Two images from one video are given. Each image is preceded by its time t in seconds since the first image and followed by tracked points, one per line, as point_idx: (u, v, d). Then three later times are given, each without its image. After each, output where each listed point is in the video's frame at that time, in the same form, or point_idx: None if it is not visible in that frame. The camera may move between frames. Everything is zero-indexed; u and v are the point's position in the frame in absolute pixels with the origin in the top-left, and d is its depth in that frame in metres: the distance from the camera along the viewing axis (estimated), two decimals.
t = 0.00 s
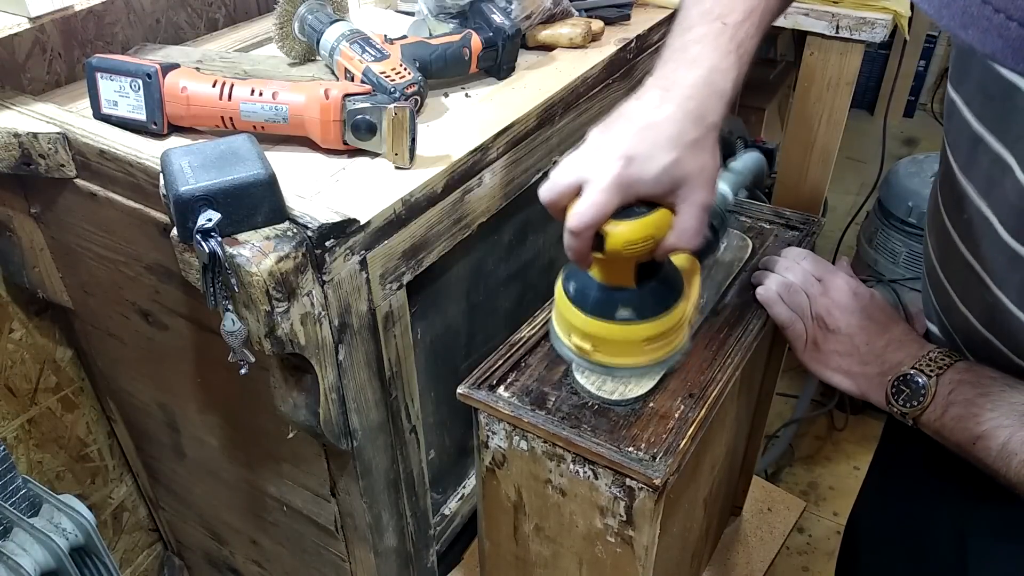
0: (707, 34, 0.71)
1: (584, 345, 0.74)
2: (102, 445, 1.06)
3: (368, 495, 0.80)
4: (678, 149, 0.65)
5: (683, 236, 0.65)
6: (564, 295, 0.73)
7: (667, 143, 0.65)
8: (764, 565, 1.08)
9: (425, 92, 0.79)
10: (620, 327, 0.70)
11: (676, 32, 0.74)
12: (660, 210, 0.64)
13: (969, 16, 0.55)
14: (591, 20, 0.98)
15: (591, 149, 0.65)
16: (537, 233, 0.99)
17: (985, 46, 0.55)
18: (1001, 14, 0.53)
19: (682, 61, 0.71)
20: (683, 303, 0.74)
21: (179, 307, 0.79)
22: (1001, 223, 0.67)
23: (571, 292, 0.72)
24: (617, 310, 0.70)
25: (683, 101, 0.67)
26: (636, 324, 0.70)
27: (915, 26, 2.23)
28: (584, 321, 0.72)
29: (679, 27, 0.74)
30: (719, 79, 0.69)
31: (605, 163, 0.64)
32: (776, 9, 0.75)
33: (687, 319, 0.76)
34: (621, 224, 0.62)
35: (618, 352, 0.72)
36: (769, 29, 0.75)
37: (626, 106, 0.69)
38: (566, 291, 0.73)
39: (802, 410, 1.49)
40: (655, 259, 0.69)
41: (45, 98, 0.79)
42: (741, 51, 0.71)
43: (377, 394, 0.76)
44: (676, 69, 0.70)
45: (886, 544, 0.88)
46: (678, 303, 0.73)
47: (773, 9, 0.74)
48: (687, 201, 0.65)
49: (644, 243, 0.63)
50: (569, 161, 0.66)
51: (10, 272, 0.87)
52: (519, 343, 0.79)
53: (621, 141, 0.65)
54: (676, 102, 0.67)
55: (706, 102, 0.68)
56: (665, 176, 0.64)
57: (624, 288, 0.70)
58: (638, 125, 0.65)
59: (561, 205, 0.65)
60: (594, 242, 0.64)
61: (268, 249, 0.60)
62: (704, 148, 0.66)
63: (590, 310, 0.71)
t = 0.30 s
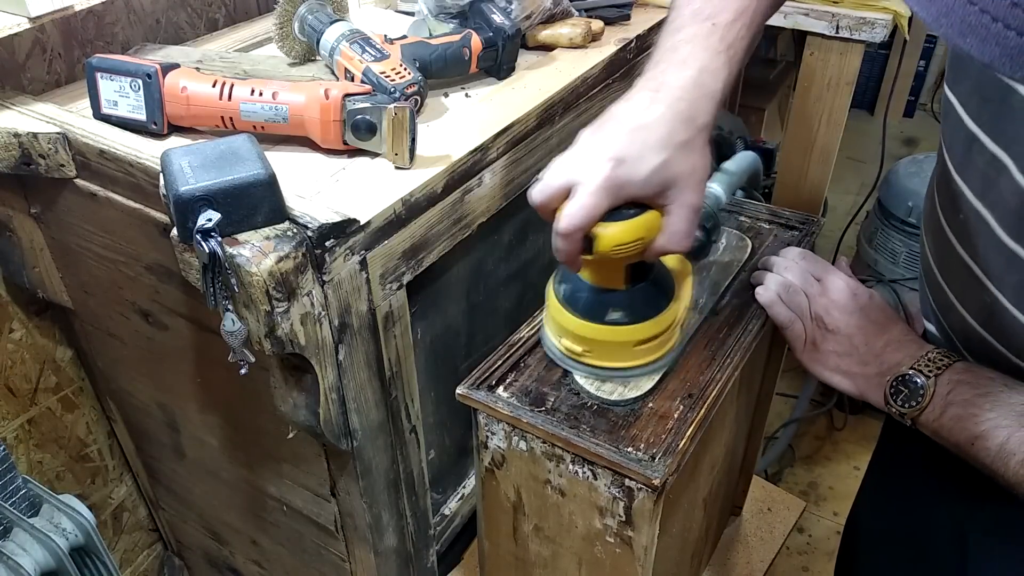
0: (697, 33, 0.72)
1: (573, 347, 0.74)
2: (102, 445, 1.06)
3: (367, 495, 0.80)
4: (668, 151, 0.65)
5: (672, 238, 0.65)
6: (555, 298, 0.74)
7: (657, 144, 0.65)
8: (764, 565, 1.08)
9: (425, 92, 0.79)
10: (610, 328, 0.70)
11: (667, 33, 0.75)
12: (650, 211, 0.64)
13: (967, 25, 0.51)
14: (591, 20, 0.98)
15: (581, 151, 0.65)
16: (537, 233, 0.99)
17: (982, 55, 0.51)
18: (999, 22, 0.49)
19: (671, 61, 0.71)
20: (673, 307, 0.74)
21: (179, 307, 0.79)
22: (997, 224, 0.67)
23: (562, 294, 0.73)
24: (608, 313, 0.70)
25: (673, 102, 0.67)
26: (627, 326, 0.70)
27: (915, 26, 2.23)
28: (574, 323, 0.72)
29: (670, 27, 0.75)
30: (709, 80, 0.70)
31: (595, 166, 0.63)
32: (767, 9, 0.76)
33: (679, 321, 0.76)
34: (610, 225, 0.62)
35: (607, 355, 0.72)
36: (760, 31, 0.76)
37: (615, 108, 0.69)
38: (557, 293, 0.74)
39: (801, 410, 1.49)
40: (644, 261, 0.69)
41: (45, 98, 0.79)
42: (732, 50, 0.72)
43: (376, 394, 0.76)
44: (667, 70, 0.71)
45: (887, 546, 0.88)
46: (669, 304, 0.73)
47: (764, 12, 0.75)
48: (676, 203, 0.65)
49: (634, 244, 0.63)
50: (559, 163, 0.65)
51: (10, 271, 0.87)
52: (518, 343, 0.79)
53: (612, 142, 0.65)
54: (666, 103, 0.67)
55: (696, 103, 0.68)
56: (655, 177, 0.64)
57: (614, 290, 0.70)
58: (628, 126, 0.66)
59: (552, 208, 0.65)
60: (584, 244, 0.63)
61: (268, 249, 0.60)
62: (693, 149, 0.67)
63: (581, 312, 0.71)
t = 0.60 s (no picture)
0: (691, 34, 0.72)
1: (571, 350, 0.73)
2: (102, 445, 1.06)
3: (367, 495, 0.80)
4: (663, 151, 0.65)
5: (667, 239, 0.64)
6: (551, 300, 0.73)
7: (651, 145, 0.65)
8: (764, 565, 1.08)
9: (425, 92, 0.79)
10: (607, 331, 0.70)
11: (661, 35, 0.75)
12: (645, 211, 0.63)
13: (965, 31, 0.47)
14: (591, 20, 0.98)
15: (576, 153, 0.65)
16: (537, 233, 0.99)
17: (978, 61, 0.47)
18: (997, 28, 0.46)
19: (666, 62, 0.71)
20: (671, 307, 0.73)
21: (179, 307, 0.79)
22: (996, 224, 0.67)
23: (558, 297, 0.72)
24: (604, 315, 0.69)
25: (667, 103, 0.67)
26: (622, 328, 0.69)
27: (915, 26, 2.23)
28: (572, 326, 0.71)
29: (666, 28, 0.76)
30: (703, 80, 0.70)
31: (590, 166, 0.63)
32: (760, 10, 0.76)
33: (676, 323, 0.75)
34: (606, 226, 0.62)
35: (605, 356, 0.72)
36: (752, 34, 0.76)
37: (610, 109, 0.69)
38: (553, 296, 0.73)
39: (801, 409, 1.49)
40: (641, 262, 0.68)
41: (45, 98, 0.79)
42: (726, 51, 0.72)
43: (376, 394, 0.76)
44: (661, 71, 0.71)
45: (889, 546, 0.88)
46: (666, 306, 0.72)
47: (756, 15, 0.75)
48: (672, 203, 0.65)
49: (629, 244, 0.62)
50: (554, 164, 0.66)
51: (10, 271, 0.87)
52: (518, 343, 0.79)
53: (606, 143, 0.65)
54: (660, 104, 0.67)
55: (691, 103, 0.68)
56: (650, 178, 0.64)
57: (611, 292, 0.69)
58: (623, 127, 0.66)
59: (547, 209, 0.65)
60: (579, 245, 0.63)
61: (268, 249, 0.60)
62: (688, 149, 0.67)
63: (577, 315, 0.70)
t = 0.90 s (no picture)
0: (693, 33, 0.72)
1: (571, 349, 0.73)
2: (102, 445, 1.06)
3: (368, 495, 0.80)
4: (664, 150, 0.65)
5: (669, 238, 0.65)
6: (553, 299, 0.73)
7: (652, 144, 0.65)
8: (764, 565, 1.08)
9: (425, 92, 0.79)
10: (607, 331, 0.69)
11: (663, 35, 0.76)
12: (647, 211, 0.63)
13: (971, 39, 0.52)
14: (591, 20, 0.98)
15: (578, 151, 0.65)
16: (537, 233, 0.99)
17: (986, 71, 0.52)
18: (1003, 38, 0.50)
19: (668, 62, 0.71)
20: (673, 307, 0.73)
21: (179, 307, 0.79)
22: (999, 228, 0.67)
23: (559, 296, 0.72)
24: (604, 314, 0.69)
25: (669, 102, 0.67)
26: (623, 328, 0.69)
27: (915, 26, 2.23)
28: (572, 325, 0.71)
29: (669, 27, 0.76)
30: (705, 79, 0.70)
31: (591, 165, 0.63)
32: (762, 11, 0.76)
33: (678, 322, 0.75)
34: (608, 225, 0.61)
35: (606, 356, 0.72)
36: (755, 33, 0.76)
37: (611, 108, 0.69)
38: (555, 295, 0.73)
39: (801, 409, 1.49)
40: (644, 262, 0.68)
41: (45, 98, 0.79)
42: (728, 51, 0.72)
43: (377, 394, 0.76)
44: (663, 70, 0.71)
45: (888, 546, 0.88)
46: (668, 305, 0.72)
47: (757, 16, 0.75)
48: (673, 203, 0.65)
49: (630, 246, 0.62)
50: (556, 164, 0.66)
51: (10, 271, 0.87)
52: (519, 343, 0.79)
53: (608, 142, 0.65)
54: (662, 102, 0.67)
55: (692, 102, 0.68)
56: (652, 177, 0.64)
57: (611, 292, 0.69)
58: (624, 126, 0.65)
59: (548, 208, 0.65)
60: (580, 245, 0.63)
61: (268, 249, 0.60)
62: (689, 149, 0.66)
63: (577, 314, 0.70)
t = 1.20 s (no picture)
0: (696, 32, 0.72)
1: (572, 347, 0.73)
2: (102, 445, 1.06)
3: (367, 495, 0.80)
4: (665, 150, 0.65)
5: (670, 238, 0.65)
6: (553, 298, 0.72)
7: (654, 144, 0.65)
8: (764, 565, 1.08)
9: (425, 92, 0.79)
10: (608, 330, 0.69)
11: (666, 33, 0.75)
12: (648, 211, 0.63)
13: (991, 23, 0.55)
14: (591, 20, 0.98)
15: (579, 151, 0.65)
16: (537, 233, 0.99)
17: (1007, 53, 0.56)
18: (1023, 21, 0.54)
19: (670, 61, 0.71)
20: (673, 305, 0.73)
21: (179, 307, 0.79)
22: (1002, 224, 0.67)
23: (559, 294, 0.71)
24: (605, 314, 0.69)
25: (671, 101, 0.67)
26: (625, 327, 0.69)
27: (915, 26, 2.23)
28: (572, 324, 0.71)
29: (671, 25, 0.75)
30: (707, 79, 0.70)
31: (593, 165, 0.64)
32: (767, 8, 0.75)
33: (678, 320, 0.75)
34: (610, 225, 0.61)
35: (606, 354, 0.72)
36: (759, 31, 0.76)
37: (614, 107, 0.69)
38: (555, 292, 0.72)
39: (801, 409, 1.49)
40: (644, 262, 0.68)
41: (45, 98, 0.79)
42: (731, 50, 0.72)
43: (376, 394, 0.76)
44: (665, 69, 0.71)
45: (890, 548, 0.88)
46: (669, 303, 0.72)
47: (763, 13, 0.74)
48: (675, 203, 0.65)
49: (632, 245, 0.62)
50: (557, 163, 0.66)
51: (10, 271, 0.87)
52: (518, 343, 0.79)
53: (609, 142, 0.65)
54: (664, 102, 0.67)
55: (695, 102, 0.68)
56: (653, 177, 0.64)
57: (613, 291, 0.69)
58: (626, 126, 0.66)
59: (550, 207, 0.65)
60: (582, 245, 0.63)
61: (268, 249, 0.60)
62: (691, 149, 0.67)
63: (578, 313, 0.70)
